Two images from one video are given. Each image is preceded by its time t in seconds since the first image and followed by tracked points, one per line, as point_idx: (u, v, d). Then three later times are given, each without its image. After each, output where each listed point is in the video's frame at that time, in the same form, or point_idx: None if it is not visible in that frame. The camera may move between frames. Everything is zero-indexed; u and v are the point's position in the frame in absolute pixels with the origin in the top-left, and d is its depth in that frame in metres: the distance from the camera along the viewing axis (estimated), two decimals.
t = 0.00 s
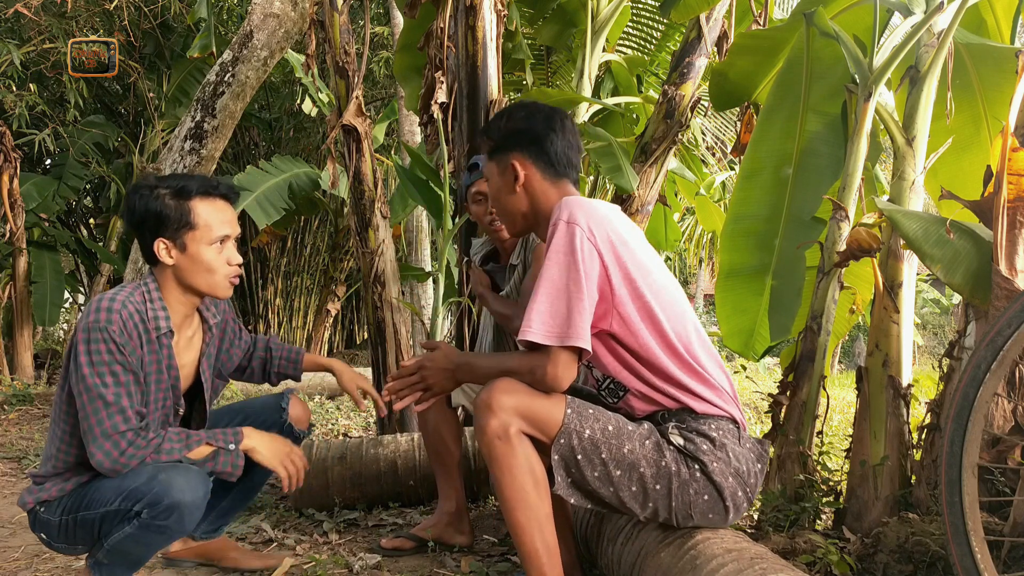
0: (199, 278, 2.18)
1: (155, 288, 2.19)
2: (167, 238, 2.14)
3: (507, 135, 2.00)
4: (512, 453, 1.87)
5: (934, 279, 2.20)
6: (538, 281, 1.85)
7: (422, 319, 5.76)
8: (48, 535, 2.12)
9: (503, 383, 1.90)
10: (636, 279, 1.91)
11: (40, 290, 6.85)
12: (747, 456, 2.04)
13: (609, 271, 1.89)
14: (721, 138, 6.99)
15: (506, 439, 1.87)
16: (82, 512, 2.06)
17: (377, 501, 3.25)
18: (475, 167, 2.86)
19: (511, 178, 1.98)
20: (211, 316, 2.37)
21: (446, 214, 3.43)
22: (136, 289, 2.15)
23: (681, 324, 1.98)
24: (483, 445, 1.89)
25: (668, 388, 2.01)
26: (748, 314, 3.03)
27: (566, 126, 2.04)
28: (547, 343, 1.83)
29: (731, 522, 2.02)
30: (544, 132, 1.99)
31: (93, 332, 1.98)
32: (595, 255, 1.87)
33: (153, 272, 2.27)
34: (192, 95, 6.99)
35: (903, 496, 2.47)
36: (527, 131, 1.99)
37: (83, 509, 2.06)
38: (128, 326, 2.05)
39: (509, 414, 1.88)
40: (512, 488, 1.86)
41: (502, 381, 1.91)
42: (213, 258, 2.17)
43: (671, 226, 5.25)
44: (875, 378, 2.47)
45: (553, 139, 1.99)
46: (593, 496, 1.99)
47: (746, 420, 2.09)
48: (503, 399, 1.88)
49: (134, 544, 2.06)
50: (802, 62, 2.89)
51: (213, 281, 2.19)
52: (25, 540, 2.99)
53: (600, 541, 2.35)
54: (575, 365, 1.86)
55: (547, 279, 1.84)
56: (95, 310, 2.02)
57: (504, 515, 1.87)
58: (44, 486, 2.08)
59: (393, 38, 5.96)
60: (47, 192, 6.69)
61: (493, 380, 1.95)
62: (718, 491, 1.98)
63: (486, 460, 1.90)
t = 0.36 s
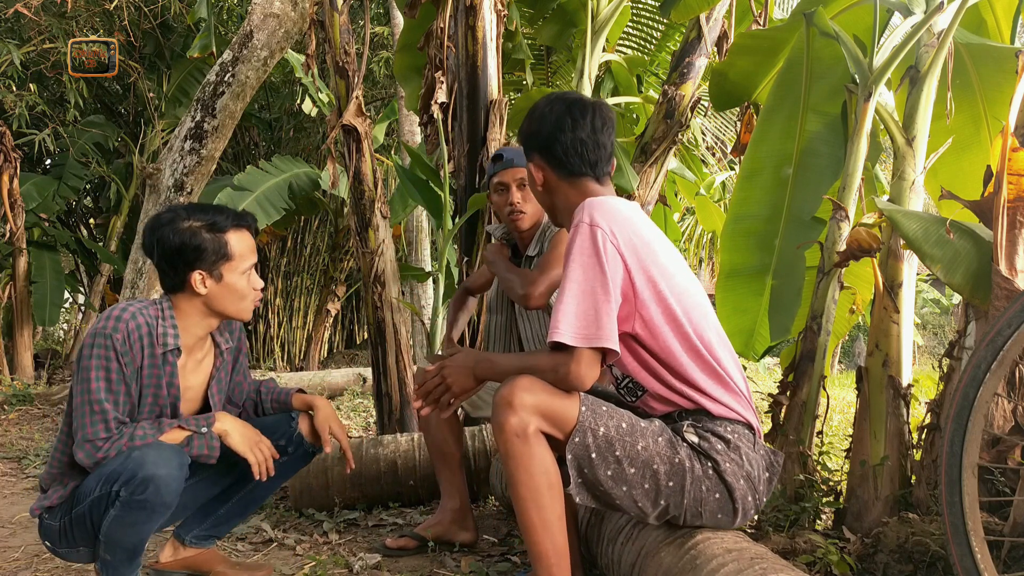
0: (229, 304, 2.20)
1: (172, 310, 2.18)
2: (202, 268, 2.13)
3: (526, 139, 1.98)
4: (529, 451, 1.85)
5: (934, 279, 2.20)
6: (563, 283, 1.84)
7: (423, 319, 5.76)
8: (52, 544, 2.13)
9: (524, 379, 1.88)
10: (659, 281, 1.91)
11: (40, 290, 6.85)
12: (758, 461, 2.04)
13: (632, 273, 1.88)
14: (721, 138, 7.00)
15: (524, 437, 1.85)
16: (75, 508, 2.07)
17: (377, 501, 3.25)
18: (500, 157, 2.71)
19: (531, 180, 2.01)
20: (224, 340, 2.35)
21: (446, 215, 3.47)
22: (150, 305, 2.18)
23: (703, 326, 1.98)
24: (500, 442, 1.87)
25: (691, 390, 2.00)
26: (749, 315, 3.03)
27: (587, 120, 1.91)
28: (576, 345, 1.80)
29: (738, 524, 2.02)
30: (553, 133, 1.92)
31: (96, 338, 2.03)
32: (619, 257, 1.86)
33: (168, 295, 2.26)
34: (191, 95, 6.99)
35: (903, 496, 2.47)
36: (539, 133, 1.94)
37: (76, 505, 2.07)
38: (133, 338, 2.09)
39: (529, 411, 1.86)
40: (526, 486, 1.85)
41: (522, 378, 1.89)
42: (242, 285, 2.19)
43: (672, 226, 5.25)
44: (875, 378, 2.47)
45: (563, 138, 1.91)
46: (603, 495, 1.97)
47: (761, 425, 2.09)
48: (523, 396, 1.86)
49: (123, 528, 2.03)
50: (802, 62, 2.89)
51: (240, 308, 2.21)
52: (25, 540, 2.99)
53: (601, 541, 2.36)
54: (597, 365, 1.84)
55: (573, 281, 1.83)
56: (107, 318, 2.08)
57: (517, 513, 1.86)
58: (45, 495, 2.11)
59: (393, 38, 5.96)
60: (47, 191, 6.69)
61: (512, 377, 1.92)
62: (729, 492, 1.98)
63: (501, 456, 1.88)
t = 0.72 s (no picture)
0: (235, 299, 2.24)
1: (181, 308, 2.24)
2: (209, 262, 2.18)
3: (519, 146, 1.98)
4: (524, 447, 1.85)
5: (933, 279, 2.20)
6: (551, 285, 1.85)
7: (423, 319, 5.77)
8: (53, 544, 2.15)
9: (521, 375, 1.87)
10: (650, 280, 1.90)
11: (40, 290, 6.85)
12: (757, 460, 2.04)
13: (621, 272, 1.88)
14: (721, 138, 7.00)
15: (519, 432, 1.85)
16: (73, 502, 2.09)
17: (377, 501, 3.25)
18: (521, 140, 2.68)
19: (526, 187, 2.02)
20: (231, 337, 2.41)
21: (446, 213, 3.44)
22: (157, 305, 2.21)
23: (698, 323, 1.97)
24: (496, 437, 1.88)
25: (687, 387, 2.00)
26: (748, 315, 3.03)
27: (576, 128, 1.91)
28: (563, 345, 1.82)
29: (737, 524, 2.02)
30: (544, 140, 1.91)
31: (97, 334, 2.10)
32: (607, 257, 1.86)
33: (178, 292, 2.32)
34: (191, 95, 7.00)
35: (903, 496, 2.47)
36: (531, 141, 1.94)
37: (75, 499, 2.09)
38: (130, 334, 2.13)
39: (525, 407, 1.86)
40: (522, 481, 1.85)
41: (520, 374, 1.89)
42: (246, 279, 2.23)
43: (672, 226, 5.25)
44: (875, 378, 2.47)
45: (555, 147, 1.91)
46: (601, 494, 1.96)
47: (760, 424, 2.09)
48: (520, 392, 1.86)
49: (118, 516, 2.02)
50: (802, 63, 2.89)
51: (246, 304, 2.26)
52: (25, 541, 2.99)
53: (601, 541, 2.36)
54: (594, 363, 1.84)
55: (560, 283, 1.84)
56: (113, 315, 2.15)
57: (513, 508, 1.86)
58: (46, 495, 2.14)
59: (393, 38, 5.96)
60: (47, 191, 6.69)
61: (511, 374, 1.92)
62: (727, 489, 1.97)
63: (497, 451, 1.88)
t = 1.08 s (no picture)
0: (235, 297, 2.24)
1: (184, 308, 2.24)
2: (210, 262, 2.18)
3: (524, 141, 1.99)
4: (525, 448, 1.85)
5: (934, 279, 2.20)
6: (550, 285, 1.85)
7: (422, 319, 5.77)
8: (56, 541, 2.15)
9: (521, 376, 1.88)
10: (650, 280, 1.90)
11: (40, 290, 6.85)
12: (758, 461, 2.04)
13: (621, 272, 1.88)
14: (721, 138, 7.00)
15: (519, 433, 1.85)
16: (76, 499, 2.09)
17: (377, 501, 3.24)
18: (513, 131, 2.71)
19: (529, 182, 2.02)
20: (231, 337, 2.41)
21: (446, 213, 3.45)
22: (157, 307, 2.22)
23: (697, 323, 1.97)
24: (497, 438, 1.88)
25: (686, 386, 2.00)
26: (748, 315, 3.03)
27: (587, 126, 1.91)
28: (561, 345, 1.82)
29: (738, 524, 2.01)
30: (551, 137, 1.92)
31: (96, 336, 2.11)
32: (606, 257, 1.86)
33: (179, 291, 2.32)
34: (191, 95, 7.00)
35: (903, 496, 2.47)
36: (538, 137, 1.94)
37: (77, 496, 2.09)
38: (129, 336, 2.14)
39: (526, 408, 1.86)
40: (523, 483, 1.85)
41: (521, 375, 1.89)
42: (246, 279, 2.24)
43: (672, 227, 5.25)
44: (875, 378, 2.47)
45: (562, 143, 1.91)
46: (601, 495, 1.96)
47: (760, 424, 2.09)
48: (521, 393, 1.86)
49: (120, 511, 2.01)
50: (802, 63, 2.89)
51: (247, 302, 2.26)
52: (24, 540, 2.99)
53: (601, 541, 2.36)
54: (597, 363, 1.83)
55: (559, 283, 1.84)
56: (113, 317, 2.15)
57: (514, 509, 1.86)
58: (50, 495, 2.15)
59: (393, 38, 5.96)
60: (47, 191, 6.69)
61: (511, 375, 1.93)
62: (728, 490, 1.97)
63: (498, 452, 1.89)
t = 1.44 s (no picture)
0: (234, 297, 2.24)
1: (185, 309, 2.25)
2: (208, 263, 2.18)
3: (519, 141, 1.98)
4: (525, 448, 1.85)
5: (934, 279, 2.20)
6: (548, 285, 1.85)
7: (422, 319, 5.77)
8: (58, 542, 2.15)
9: (521, 377, 1.88)
10: (648, 279, 1.90)
11: (40, 290, 6.85)
12: (757, 461, 2.04)
13: (619, 271, 1.88)
14: (721, 138, 7.00)
15: (519, 434, 1.85)
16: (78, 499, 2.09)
17: (377, 501, 3.24)
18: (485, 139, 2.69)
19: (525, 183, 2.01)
20: (233, 337, 2.41)
21: (446, 213, 3.44)
22: (161, 308, 2.22)
23: (696, 322, 1.97)
24: (497, 439, 1.88)
25: (686, 385, 2.00)
26: (748, 314, 3.03)
27: (581, 125, 1.92)
28: (560, 346, 1.82)
29: (738, 525, 2.01)
30: (546, 136, 1.92)
31: (101, 338, 2.11)
32: (605, 257, 1.86)
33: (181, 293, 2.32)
34: (191, 95, 7.00)
35: (903, 496, 2.47)
36: (532, 137, 1.94)
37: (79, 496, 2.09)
38: (134, 337, 2.14)
39: (526, 409, 1.86)
40: (524, 483, 1.85)
41: (521, 376, 1.89)
42: (245, 279, 2.23)
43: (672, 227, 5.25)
44: (875, 378, 2.47)
45: (557, 143, 1.91)
46: (601, 495, 1.96)
47: (759, 425, 2.08)
48: (521, 394, 1.86)
49: (122, 510, 2.02)
50: (802, 62, 2.89)
51: (246, 302, 2.25)
52: (24, 540, 2.99)
53: (601, 541, 2.36)
54: (597, 364, 1.83)
55: (558, 283, 1.84)
56: (117, 318, 2.15)
57: (514, 509, 1.86)
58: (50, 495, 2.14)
59: (393, 38, 5.96)
60: (47, 191, 6.69)
61: (511, 376, 1.92)
62: (728, 490, 1.97)
63: (498, 453, 1.89)
